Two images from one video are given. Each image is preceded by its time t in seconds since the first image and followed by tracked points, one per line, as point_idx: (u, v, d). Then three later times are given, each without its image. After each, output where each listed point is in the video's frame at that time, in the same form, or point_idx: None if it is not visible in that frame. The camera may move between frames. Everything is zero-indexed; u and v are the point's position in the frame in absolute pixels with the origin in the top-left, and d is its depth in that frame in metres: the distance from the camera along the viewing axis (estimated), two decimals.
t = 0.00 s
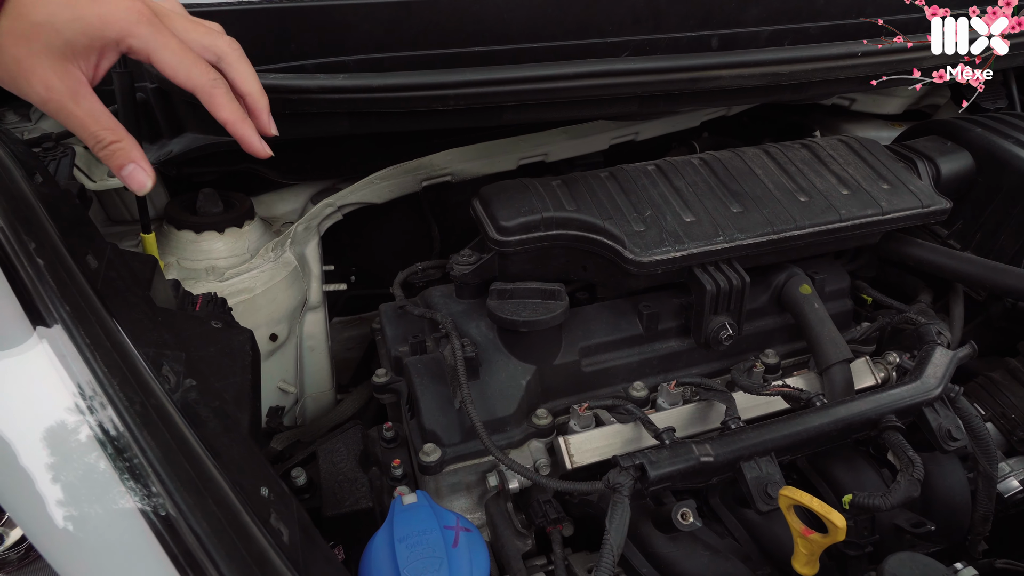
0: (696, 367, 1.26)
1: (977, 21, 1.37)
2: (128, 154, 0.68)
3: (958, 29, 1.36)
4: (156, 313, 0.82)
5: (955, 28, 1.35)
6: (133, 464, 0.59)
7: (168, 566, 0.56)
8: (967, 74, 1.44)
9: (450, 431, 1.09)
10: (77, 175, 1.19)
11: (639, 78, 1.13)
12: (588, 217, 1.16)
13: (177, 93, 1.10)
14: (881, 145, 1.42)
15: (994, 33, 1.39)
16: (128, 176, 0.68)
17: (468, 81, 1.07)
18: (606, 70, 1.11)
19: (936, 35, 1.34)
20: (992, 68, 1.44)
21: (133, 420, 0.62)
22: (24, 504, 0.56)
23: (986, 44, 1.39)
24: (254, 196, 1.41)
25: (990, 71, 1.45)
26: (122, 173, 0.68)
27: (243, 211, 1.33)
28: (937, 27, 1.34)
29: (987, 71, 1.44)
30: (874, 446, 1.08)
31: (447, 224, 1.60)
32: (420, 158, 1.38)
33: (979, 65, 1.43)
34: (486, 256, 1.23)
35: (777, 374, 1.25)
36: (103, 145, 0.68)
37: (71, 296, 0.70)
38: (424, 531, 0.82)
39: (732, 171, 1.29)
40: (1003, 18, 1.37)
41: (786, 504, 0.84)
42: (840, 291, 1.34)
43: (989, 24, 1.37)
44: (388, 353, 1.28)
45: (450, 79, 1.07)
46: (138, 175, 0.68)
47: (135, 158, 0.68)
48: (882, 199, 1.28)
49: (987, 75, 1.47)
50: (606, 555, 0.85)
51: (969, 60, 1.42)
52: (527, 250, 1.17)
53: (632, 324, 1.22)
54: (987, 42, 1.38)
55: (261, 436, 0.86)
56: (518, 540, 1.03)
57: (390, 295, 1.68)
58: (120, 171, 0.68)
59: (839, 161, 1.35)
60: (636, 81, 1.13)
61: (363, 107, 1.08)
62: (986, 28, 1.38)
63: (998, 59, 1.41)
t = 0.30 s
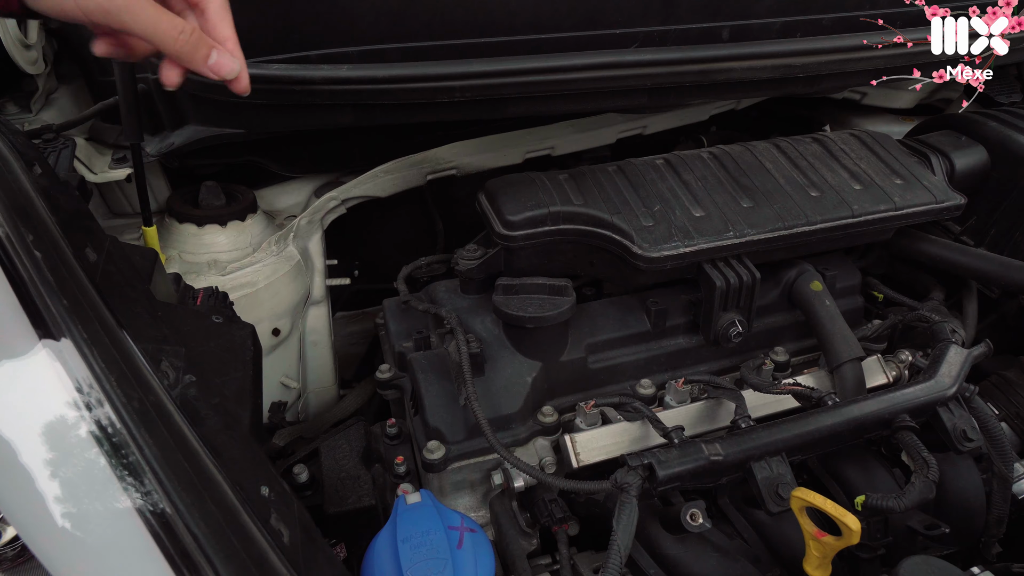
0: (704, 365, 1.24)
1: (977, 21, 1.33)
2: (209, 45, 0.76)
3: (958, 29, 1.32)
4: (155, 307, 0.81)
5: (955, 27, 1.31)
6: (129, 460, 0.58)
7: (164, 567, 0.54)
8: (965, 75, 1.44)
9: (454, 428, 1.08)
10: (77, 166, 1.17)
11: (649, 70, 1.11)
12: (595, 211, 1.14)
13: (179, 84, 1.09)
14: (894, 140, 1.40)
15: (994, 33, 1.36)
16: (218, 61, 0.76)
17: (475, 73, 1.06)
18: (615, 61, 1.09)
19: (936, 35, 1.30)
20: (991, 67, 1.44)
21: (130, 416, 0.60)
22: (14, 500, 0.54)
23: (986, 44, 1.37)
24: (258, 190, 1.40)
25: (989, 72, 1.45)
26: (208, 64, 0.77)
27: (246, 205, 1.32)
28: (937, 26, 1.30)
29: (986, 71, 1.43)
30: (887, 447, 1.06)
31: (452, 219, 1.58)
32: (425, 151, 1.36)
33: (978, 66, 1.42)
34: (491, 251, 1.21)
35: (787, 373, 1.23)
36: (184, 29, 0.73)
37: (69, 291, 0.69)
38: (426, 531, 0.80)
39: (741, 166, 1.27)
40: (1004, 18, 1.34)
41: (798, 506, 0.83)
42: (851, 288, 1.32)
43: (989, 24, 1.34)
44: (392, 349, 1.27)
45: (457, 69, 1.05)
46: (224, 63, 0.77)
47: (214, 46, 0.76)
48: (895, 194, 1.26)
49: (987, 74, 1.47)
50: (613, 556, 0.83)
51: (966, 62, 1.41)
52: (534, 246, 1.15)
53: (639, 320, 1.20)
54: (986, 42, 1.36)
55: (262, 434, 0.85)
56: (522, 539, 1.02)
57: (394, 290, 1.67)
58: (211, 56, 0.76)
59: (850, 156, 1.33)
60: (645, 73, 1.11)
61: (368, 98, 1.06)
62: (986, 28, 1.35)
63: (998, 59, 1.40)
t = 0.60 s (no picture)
0: (716, 361, 1.21)
1: (978, 21, 1.27)
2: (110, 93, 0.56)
3: (958, 29, 1.26)
4: (151, 296, 0.78)
5: (955, 26, 1.25)
6: (118, 453, 0.56)
7: (153, 566, 0.52)
8: (966, 75, 1.41)
9: (459, 424, 1.05)
10: (76, 154, 1.15)
11: (662, 56, 1.08)
12: (606, 202, 1.10)
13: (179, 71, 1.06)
14: (914, 131, 1.36)
15: (994, 33, 1.30)
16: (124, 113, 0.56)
17: (483, 58, 1.02)
18: (627, 46, 1.06)
19: (935, 35, 1.24)
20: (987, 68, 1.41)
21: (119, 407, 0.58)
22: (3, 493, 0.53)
23: (986, 45, 1.32)
24: (261, 180, 1.37)
25: (989, 72, 1.41)
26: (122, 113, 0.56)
27: (249, 194, 1.29)
28: (938, 25, 1.24)
29: (985, 72, 1.39)
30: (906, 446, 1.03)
31: (459, 210, 1.55)
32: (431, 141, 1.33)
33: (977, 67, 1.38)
34: (498, 243, 1.18)
35: (802, 369, 1.19)
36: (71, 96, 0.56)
37: (61, 277, 0.67)
38: (429, 530, 0.77)
39: (757, 156, 1.23)
40: (1005, 17, 1.27)
41: (816, 508, 0.79)
42: (869, 282, 1.28)
43: (990, 23, 1.28)
44: (397, 342, 1.24)
45: (464, 55, 1.02)
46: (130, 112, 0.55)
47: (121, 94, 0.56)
48: (915, 186, 1.22)
49: (987, 75, 1.43)
50: (623, 556, 0.80)
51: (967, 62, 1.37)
52: (542, 237, 1.12)
53: (650, 315, 1.17)
54: (986, 42, 1.31)
55: (261, 428, 0.82)
56: (528, 539, 0.99)
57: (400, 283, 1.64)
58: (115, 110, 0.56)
59: (869, 147, 1.29)
60: (660, 58, 1.08)
61: (372, 84, 1.03)
62: (986, 27, 1.28)
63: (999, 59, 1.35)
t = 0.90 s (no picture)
0: (732, 358, 1.17)
1: (979, 21, 1.19)
2: None
3: (959, 29, 1.18)
4: (145, 284, 0.75)
5: (957, 26, 1.17)
6: (100, 446, 0.52)
7: (136, 568, 0.49)
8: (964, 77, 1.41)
9: (465, 420, 1.01)
10: (75, 140, 1.12)
11: (680, 39, 1.03)
12: (619, 191, 1.06)
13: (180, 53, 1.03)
14: (941, 121, 1.30)
15: (994, 33, 1.22)
16: None
17: (493, 39, 0.99)
18: (644, 28, 1.02)
19: (936, 35, 1.17)
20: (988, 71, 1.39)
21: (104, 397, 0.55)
22: None
23: (987, 44, 1.24)
24: (265, 169, 1.34)
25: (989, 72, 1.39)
26: None
27: (253, 182, 1.26)
28: (939, 25, 1.16)
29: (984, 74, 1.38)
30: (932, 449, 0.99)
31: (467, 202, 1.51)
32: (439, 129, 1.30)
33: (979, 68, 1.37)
34: (508, 234, 1.14)
35: (822, 368, 1.15)
36: None
37: (48, 262, 0.63)
38: (432, 531, 0.74)
39: (777, 146, 1.19)
40: (1006, 18, 1.19)
41: (841, 513, 0.75)
42: (891, 278, 1.23)
43: (991, 23, 1.20)
44: (403, 335, 1.21)
45: (474, 36, 0.98)
46: None
47: None
48: (943, 178, 1.17)
49: (988, 75, 1.41)
50: (635, 561, 0.76)
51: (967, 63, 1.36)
52: (553, 228, 1.08)
53: (664, 309, 1.13)
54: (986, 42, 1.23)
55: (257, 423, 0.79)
56: (536, 540, 0.95)
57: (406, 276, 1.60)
58: None
59: (894, 137, 1.24)
60: (678, 41, 1.03)
61: (377, 67, 1.00)
62: (987, 27, 1.20)
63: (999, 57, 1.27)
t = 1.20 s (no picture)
0: (752, 353, 1.11)
1: (977, 21, 1.13)
2: None
3: (960, 28, 1.14)
4: (132, 265, 0.71)
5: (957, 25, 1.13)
6: (71, 436, 0.49)
7: (102, 567, 0.45)
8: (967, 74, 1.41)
9: (470, 413, 0.97)
10: (71, 120, 1.09)
11: (701, 14, 0.98)
12: (635, 176, 1.01)
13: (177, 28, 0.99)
14: (975, 106, 1.24)
15: (994, 33, 1.16)
16: None
17: (503, 13, 0.94)
18: (662, 3, 0.96)
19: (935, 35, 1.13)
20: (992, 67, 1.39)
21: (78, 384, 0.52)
22: None
23: (987, 44, 1.19)
24: (269, 152, 1.30)
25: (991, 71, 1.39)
26: None
27: (256, 166, 1.22)
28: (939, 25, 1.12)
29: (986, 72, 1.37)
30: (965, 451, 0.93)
31: (477, 188, 1.46)
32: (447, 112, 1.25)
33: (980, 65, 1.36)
34: (517, 220, 1.09)
35: (846, 364, 1.09)
36: None
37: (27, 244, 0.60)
38: (432, 531, 0.70)
39: (801, 130, 1.13)
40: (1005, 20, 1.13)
41: (869, 519, 0.70)
42: (921, 270, 1.17)
43: (991, 24, 1.13)
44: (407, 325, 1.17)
45: (482, 10, 0.94)
46: None
47: None
48: (978, 165, 1.10)
49: (989, 74, 1.41)
50: (648, 565, 0.71)
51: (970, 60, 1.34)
52: (564, 214, 1.03)
53: (681, 301, 1.07)
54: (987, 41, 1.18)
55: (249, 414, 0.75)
56: (543, 540, 0.91)
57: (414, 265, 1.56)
58: None
59: (926, 122, 1.17)
60: (698, 17, 0.98)
61: (381, 43, 0.95)
62: (986, 28, 1.14)
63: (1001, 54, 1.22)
